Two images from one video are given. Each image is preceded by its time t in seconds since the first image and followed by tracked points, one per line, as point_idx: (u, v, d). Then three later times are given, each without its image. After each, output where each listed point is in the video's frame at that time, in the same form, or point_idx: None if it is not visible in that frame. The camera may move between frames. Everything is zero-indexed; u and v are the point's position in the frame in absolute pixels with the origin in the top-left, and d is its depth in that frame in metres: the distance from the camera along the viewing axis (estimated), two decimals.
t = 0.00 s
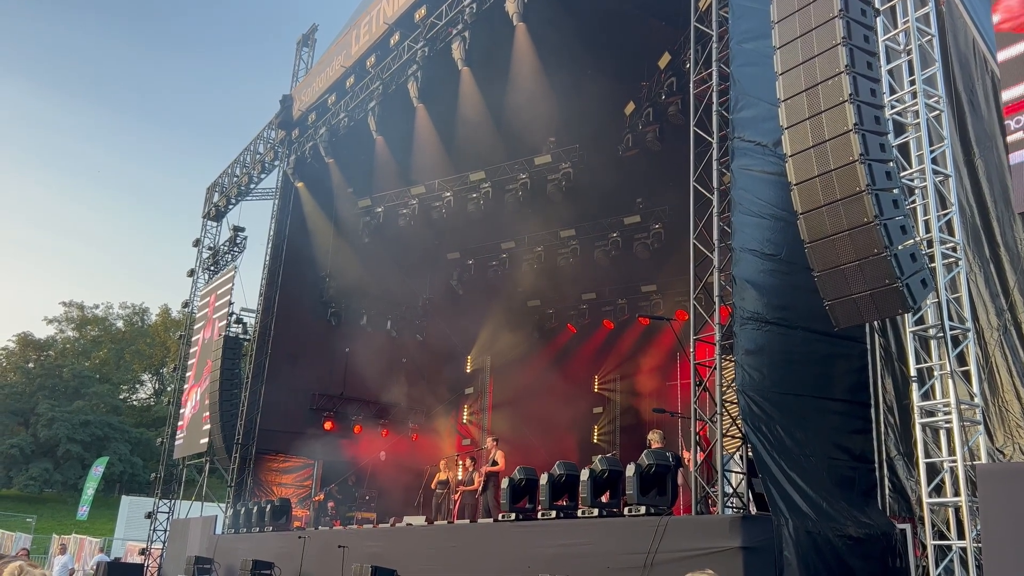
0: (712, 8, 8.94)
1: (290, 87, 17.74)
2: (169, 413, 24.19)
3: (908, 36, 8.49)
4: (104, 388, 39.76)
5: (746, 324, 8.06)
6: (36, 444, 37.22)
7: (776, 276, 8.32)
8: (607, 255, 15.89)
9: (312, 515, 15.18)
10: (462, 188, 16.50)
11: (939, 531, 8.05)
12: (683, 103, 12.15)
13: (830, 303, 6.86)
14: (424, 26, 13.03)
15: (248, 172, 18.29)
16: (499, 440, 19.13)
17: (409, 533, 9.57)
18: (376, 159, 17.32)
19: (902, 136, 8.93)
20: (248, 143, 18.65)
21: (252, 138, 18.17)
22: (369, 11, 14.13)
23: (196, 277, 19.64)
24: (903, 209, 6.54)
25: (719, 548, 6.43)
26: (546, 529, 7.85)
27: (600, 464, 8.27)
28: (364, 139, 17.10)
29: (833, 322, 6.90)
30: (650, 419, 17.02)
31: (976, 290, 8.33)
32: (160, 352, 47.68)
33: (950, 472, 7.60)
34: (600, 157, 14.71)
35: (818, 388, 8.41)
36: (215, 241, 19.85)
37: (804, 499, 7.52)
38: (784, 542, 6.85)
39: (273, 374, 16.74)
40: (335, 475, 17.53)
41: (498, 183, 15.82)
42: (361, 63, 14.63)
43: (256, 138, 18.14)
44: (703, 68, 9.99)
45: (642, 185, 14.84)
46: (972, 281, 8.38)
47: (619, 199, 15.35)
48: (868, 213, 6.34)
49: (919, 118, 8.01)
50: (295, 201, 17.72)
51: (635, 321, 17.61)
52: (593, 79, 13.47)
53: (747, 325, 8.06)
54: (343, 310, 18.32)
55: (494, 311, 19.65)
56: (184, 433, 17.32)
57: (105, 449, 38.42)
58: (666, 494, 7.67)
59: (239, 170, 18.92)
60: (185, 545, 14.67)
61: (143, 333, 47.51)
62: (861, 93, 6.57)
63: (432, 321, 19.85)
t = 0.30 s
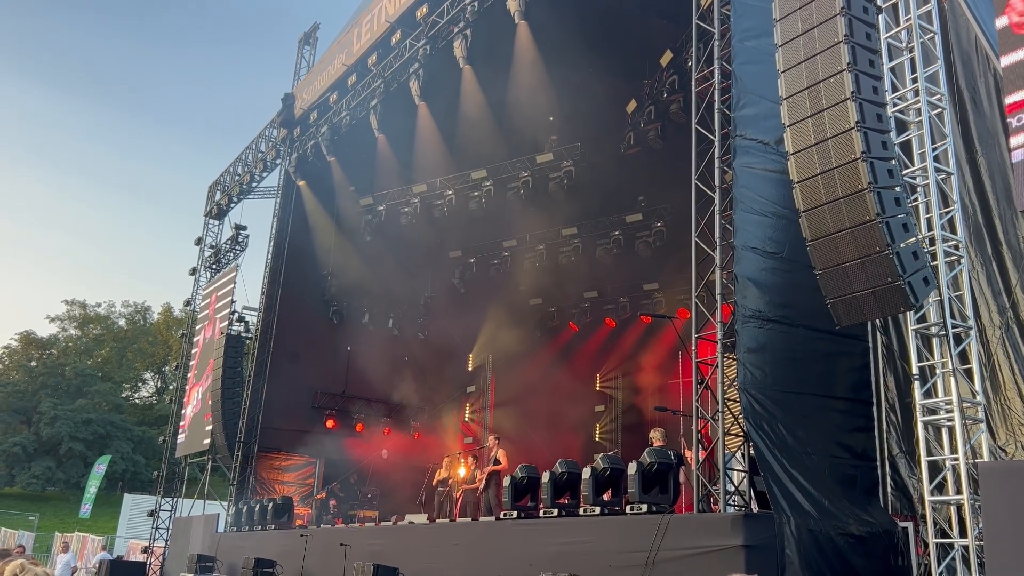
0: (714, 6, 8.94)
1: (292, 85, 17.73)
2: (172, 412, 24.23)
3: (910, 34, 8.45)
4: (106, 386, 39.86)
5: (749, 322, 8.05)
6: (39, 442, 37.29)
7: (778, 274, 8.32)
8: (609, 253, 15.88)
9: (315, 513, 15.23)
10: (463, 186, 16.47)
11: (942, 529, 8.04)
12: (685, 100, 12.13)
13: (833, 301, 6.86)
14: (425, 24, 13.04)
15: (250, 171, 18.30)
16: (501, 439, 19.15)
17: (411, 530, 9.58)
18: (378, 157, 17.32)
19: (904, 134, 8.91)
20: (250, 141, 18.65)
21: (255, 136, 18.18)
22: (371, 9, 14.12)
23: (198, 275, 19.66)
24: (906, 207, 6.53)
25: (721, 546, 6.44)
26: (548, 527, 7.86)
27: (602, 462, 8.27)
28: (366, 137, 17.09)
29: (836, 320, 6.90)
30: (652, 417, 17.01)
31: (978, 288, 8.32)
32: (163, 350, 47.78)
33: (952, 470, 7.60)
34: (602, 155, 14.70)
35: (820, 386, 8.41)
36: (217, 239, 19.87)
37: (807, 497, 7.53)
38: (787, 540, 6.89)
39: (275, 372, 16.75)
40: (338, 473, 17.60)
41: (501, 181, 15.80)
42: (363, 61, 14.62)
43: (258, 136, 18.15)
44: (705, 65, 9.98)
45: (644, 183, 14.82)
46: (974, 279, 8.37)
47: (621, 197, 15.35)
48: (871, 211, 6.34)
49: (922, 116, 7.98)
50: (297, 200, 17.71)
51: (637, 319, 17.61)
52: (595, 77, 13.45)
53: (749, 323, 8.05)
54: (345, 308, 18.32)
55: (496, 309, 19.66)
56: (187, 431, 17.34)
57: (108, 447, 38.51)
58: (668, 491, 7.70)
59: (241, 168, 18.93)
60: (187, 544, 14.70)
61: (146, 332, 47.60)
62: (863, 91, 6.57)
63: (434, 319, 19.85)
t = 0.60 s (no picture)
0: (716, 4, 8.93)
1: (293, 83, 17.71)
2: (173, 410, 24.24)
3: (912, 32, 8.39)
4: (109, 384, 39.92)
5: (750, 320, 8.02)
6: (41, 440, 37.33)
7: (780, 272, 8.30)
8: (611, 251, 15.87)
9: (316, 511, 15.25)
10: (464, 184, 16.44)
11: (944, 527, 8.04)
12: (688, 98, 12.11)
13: (834, 298, 6.85)
14: (426, 22, 13.03)
15: (252, 169, 18.29)
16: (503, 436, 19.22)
17: (414, 528, 9.57)
18: (379, 155, 17.30)
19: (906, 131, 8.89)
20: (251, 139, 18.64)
21: (256, 134, 18.16)
22: (373, 7, 14.10)
23: (200, 273, 19.66)
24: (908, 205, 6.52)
25: (723, 544, 6.44)
26: (548, 525, 7.87)
27: (603, 460, 8.28)
28: (367, 135, 17.06)
29: (837, 318, 6.89)
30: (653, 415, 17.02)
31: (980, 286, 8.31)
32: (165, 348, 47.80)
33: (954, 468, 7.60)
34: (604, 152, 14.67)
35: (822, 384, 8.41)
36: (219, 237, 19.87)
37: (809, 495, 7.53)
38: (788, 538, 6.98)
39: (276, 371, 16.75)
40: (341, 471, 17.63)
41: (503, 178, 15.78)
42: (364, 59, 14.60)
43: (260, 134, 18.14)
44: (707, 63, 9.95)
45: (645, 180, 14.80)
46: (976, 277, 8.36)
47: (623, 195, 15.33)
48: (873, 209, 6.34)
49: (923, 113, 7.96)
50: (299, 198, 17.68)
51: (639, 317, 17.61)
52: (597, 75, 13.42)
53: (751, 321, 8.01)
54: (347, 307, 18.31)
55: (498, 307, 19.65)
56: (189, 429, 17.34)
57: (110, 445, 38.56)
58: (669, 489, 7.73)
59: (243, 166, 18.91)
60: (189, 542, 14.71)
61: (148, 329, 47.63)
62: (865, 89, 6.57)
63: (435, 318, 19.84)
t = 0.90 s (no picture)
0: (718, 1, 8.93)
1: (294, 82, 17.70)
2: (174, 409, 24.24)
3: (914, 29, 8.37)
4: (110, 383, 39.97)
5: (751, 318, 8.03)
6: (42, 438, 37.37)
7: (781, 270, 8.31)
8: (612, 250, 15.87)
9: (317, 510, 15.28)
10: (465, 182, 16.42)
11: (945, 525, 8.05)
12: (688, 96, 12.08)
13: (835, 296, 6.86)
14: (427, 20, 13.03)
15: (253, 167, 18.29)
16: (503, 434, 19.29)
17: (415, 526, 9.58)
18: (380, 154, 17.30)
19: (907, 128, 8.88)
20: (252, 138, 18.64)
21: (257, 133, 18.16)
22: (373, 5, 14.09)
23: (201, 272, 19.67)
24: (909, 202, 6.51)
25: (724, 542, 6.44)
26: (548, 523, 7.88)
27: (604, 458, 8.31)
28: (368, 134, 17.06)
29: (837, 316, 6.90)
30: (654, 413, 17.02)
31: (981, 283, 8.29)
32: (166, 347, 47.86)
33: (955, 466, 7.58)
34: (604, 150, 14.66)
35: (823, 382, 8.41)
36: (220, 236, 19.87)
37: (809, 493, 7.50)
38: (789, 536, 6.89)
39: (277, 370, 16.75)
40: (339, 471, 17.52)
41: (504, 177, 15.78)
42: (365, 57, 14.60)
43: (260, 133, 18.14)
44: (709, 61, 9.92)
45: (646, 178, 14.79)
46: (977, 274, 8.35)
47: (624, 193, 15.32)
48: (874, 207, 6.35)
49: (924, 111, 7.94)
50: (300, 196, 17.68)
51: (640, 316, 17.61)
52: (598, 73, 13.41)
53: (752, 319, 8.03)
54: (348, 305, 18.33)
55: (499, 306, 19.64)
56: (190, 427, 17.36)
57: (111, 444, 38.63)
58: (671, 487, 7.73)
59: (244, 165, 18.91)
60: (190, 540, 14.73)
61: (149, 328, 47.67)
62: (866, 87, 6.58)
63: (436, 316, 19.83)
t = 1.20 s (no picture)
0: None
1: (295, 80, 17.70)
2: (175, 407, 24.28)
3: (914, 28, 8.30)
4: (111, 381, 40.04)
5: (751, 316, 8.05)
6: (43, 436, 37.43)
7: (782, 269, 8.31)
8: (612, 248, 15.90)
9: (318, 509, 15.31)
10: (466, 180, 16.43)
11: (945, 523, 8.04)
12: (688, 95, 12.06)
13: (836, 295, 6.86)
14: (427, 19, 13.04)
15: (253, 166, 18.29)
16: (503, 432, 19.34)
17: (416, 524, 9.59)
18: (380, 152, 17.31)
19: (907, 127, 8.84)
20: (253, 136, 18.65)
21: (258, 131, 18.17)
22: (374, 3, 14.09)
23: (201, 270, 19.68)
24: (909, 200, 6.51)
25: (724, 540, 6.45)
26: (549, 521, 7.89)
27: (605, 457, 8.32)
28: (369, 132, 17.05)
29: (838, 314, 6.90)
30: (654, 412, 17.02)
31: (982, 282, 8.26)
32: (166, 345, 47.97)
33: (955, 464, 7.57)
34: (604, 148, 14.66)
35: (823, 380, 8.42)
36: (220, 234, 19.88)
37: (809, 491, 7.49)
38: (790, 534, 6.85)
39: (278, 368, 16.75)
40: (339, 468, 17.56)
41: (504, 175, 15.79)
42: (366, 55, 14.60)
43: (261, 131, 18.14)
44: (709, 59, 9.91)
45: (647, 176, 14.80)
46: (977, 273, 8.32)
47: (625, 192, 15.33)
48: (874, 205, 6.35)
49: (925, 109, 7.92)
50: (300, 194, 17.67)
51: (640, 314, 17.63)
52: (599, 71, 13.41)
53: (752, 318, 8.04)
54: (349, 304, 18.34)
55: (499, 304, 19.66)
56: (191, 425, 17.37)
57: (112, 442, 38.70)
58: (671, 486, 7.74)
59: (244, 163, 18.91)
60: (191, 538, 14.74)
61: (149, 326, 47.71)
62: (867, 85, 6.58)
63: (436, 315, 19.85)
